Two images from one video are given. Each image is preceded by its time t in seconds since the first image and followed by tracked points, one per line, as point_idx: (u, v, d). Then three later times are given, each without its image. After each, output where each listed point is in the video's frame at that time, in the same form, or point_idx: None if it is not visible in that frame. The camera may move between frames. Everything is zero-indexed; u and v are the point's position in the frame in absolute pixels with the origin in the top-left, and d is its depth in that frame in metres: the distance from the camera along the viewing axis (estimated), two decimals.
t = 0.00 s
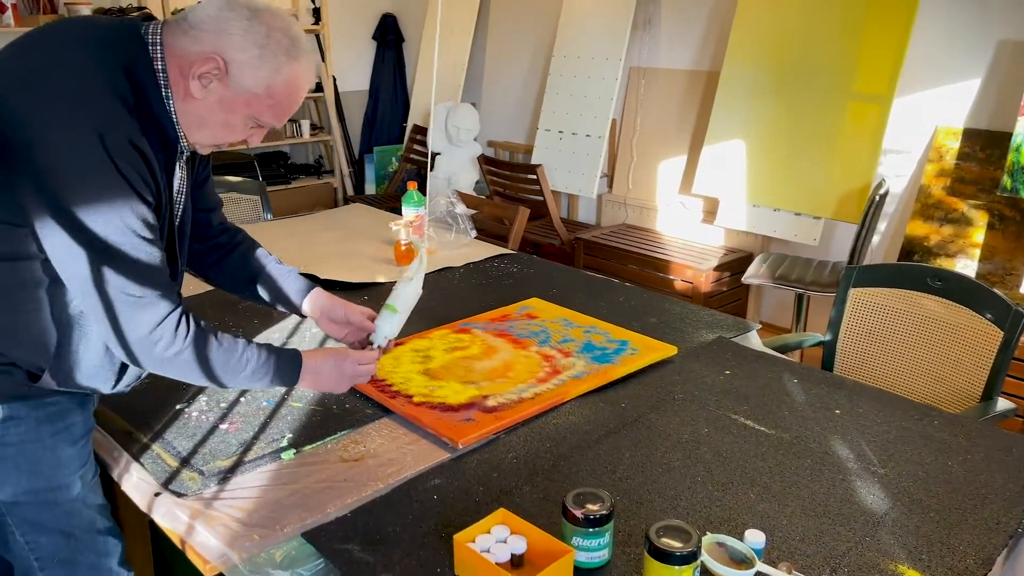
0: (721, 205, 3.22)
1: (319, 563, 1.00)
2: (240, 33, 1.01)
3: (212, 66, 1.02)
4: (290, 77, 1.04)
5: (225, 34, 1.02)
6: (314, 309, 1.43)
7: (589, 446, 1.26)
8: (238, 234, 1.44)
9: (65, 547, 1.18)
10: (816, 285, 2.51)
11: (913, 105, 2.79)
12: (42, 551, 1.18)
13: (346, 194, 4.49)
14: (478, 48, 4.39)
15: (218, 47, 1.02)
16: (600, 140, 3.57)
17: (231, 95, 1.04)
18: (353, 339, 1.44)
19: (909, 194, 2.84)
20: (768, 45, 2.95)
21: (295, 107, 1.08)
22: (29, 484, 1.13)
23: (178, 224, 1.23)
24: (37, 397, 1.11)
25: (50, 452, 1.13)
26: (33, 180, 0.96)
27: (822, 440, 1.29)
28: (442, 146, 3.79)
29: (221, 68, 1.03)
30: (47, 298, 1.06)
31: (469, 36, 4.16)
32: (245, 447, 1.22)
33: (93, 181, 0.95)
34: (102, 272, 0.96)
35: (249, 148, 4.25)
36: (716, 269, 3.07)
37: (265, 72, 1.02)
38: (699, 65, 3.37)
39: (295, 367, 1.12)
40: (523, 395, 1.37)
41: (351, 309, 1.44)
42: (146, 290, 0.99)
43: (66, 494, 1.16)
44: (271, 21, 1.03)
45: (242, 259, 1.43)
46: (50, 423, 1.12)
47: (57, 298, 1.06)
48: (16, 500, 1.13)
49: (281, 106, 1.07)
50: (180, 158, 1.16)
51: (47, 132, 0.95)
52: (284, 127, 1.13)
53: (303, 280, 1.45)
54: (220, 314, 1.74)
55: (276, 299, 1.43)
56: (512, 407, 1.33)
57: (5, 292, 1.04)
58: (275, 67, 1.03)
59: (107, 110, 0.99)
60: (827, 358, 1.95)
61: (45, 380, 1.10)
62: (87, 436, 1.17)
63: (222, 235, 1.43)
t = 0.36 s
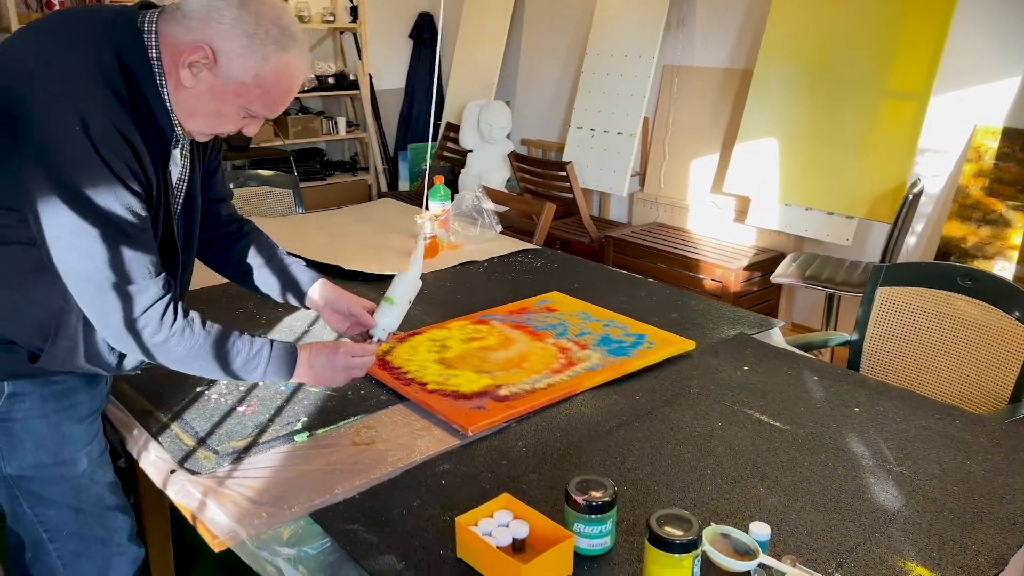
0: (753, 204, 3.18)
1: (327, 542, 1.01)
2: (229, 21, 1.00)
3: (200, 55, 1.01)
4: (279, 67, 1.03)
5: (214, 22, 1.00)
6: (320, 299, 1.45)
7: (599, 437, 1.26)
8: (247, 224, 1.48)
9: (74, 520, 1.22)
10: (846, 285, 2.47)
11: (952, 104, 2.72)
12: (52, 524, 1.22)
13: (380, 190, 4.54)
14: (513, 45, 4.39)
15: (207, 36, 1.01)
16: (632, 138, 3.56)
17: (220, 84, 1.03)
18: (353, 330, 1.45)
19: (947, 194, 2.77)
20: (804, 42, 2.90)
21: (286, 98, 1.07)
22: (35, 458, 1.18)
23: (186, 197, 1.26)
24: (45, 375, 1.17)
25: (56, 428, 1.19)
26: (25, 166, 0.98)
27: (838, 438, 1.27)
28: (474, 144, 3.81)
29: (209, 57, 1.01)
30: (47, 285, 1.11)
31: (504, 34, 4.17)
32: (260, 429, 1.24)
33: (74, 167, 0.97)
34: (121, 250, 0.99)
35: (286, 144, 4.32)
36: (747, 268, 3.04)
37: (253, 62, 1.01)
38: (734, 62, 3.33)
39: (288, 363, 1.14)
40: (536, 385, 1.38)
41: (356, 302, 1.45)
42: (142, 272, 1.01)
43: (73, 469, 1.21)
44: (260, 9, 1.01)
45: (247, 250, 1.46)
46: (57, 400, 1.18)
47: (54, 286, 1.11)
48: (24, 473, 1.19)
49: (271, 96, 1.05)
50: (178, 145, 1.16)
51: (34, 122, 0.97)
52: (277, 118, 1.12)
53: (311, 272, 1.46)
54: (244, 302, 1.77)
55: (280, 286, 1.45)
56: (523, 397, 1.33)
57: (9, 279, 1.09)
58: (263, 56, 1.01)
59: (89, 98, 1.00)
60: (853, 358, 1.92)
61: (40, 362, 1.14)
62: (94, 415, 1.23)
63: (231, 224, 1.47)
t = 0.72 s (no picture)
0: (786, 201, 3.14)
1: (329, 516, 1.04)
2: (225, 4, 1.03)
3: (198, 38, 1.04)
4: (275, 50, 1.05)
5: (212, 7, 1.03)
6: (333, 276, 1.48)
7: (605, 424, 1.26)
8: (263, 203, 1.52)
9: (87, 490, 1.28)
10: (877, 282, 2.43)
11: (991, 100, 2.65)
12: (67, 493, 1.28)
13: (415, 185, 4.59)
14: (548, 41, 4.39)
15: (204, 20, 1.03)
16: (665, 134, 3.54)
17: (218, 67, 1.06)
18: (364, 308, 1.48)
19: (986, 193, 2.70)
20: (841, 38, 2.86)
21: (284, 81, 1.09)
22: (50, 429, 1.23)
23: (196, 178, 1.30)
24: (58, 349, 1.22)
25: (69, 400, 1.24)
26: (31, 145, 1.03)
27: (851, 430, 1.26)
28: (507, 140, 3.82)
29: (206, 40, 1.04)
30: (56, 263, 1.15)
31: (538, 30, 4.17)
32: (274, 408, 1.27)
33: (70, 146, 1.01)
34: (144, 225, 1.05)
35: (323, 139, 4.39)
36: (778, 266, 3.00)
37: (249, 44, 1.03)
38: (770, 58, 3.28)
39: (293, 341, 1.17)
40: (547, 371, 1.39)
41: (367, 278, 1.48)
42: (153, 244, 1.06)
43: (86, 440, 1.26)
44: None
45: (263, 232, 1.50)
46: (70, 373, 1.24)
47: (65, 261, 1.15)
48: (39, 443, 1.24)
49: (269, 80, 1.07)
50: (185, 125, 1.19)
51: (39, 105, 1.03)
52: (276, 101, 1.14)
53: (324, 248, 1.50)
54: (269, 287, 1.81)
55: (294, 265, 1.49)
56: (532, 382, 1.34)
57: (24, 256, 1.14)
58: (259, 39, 1.04)
59: (89, 79, 1.04)
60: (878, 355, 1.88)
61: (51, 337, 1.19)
62: (107, 388, 1.28)
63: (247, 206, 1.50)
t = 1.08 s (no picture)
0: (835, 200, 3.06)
1: (350, 500, 1.05)
2: None
3: (236, 10, 1.06)
4: (311, 8, 1.07)
5: None
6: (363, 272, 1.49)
7: (631, 419, 1.24)
8: (295, 190, 1.55)
9: (120, 467, 1.32)
10: (927, 285, 2.35)
11: None
12: (101, 470, 1.32)
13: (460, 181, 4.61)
14: (597, 37, 4.37)
15: None
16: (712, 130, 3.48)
17: (260, 35, 1.08)
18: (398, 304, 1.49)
19: None
20: (896, 32, 2.77)
21: (325, 37, 1.11)
22: (84, 407, 1.27)
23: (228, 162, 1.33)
24: (94, 328, 1.26)
25: (105, 378, 1.28)
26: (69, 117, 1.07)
27: (887, 432, 1.21)
28: (551, 135, 3.81)
29: (245, 10, 1.06)
30: (93, 241, 1.19)
31: (586, 26, 4.15)
32: (302, 392, 1.29)
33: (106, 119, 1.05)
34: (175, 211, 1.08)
35: (370, 134, 4.44)
36: (825, 267, 2.92)
37: (286, 6, 1.05)
38: (822, 54, 3.20)
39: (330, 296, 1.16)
40: (574, 364, 1.38)
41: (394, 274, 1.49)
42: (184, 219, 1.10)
43: (120, 418, 1.30)
44: None
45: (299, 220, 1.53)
46: (105, 352, 1.27)
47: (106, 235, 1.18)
48: (75, 420, 1.28)
49: (311, 37, 1.09)
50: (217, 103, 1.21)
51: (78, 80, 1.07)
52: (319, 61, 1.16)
53: (354, 242, 1.50)
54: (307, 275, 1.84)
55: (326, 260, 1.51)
56: (559, 375, 1.34)
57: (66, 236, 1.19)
58: None
59: (125, 56, 1.07)
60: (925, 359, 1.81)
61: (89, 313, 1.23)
62: (141, 368, 1.31)
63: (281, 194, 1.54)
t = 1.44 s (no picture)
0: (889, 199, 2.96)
1: (370, 494, 1.04)
2: None
3: None
4: None
5: None
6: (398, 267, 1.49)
7: (661, 421, 1.20)
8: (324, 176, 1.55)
9: (157, 454, 1.31)
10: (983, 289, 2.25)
11: None
12: (139, 457, 1.31)
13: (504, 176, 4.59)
14: (645, 31, 4.30)
15: None
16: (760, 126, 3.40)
17: None
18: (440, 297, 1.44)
19: None
20: (952, 26, 2.66)
21: None
22: (125, 393, 1.27)
23: (257, 143, 1.33)
24: (134, 315, 1.25)
25: (144, 365, 1.28)
26: (120, 86, 1.08)
27: (933, 443, 1.15)
28: (595, 131, 3.77)
29: None
30: (138, 218, 1.20)
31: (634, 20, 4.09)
32: (329, 383, 1.28)
33: (160, 84, 1.05)
34: (191, 199, 1.08)
35: (415, 128, 4.45)
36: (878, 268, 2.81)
37: None
38: (877, 48, 3.09)
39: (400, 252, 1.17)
40: (605, 363, 1.34)
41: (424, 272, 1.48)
42: (233, 182, 1.08)
43: (158, 404, 1.30)
44: None
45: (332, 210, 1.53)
46: (144, 338, 1.27)
47: (144, 213, 1.20)
48: (115, 407, 1.28)
49: None
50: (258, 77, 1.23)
51: (122, 50, 1.07)
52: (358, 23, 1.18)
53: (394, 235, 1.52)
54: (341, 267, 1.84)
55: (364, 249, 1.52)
56: (589, 373, 1.30)
57: (104, 218, 1.19)
58: None
59: (175, 21, 1.07)
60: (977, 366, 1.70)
61: (136, 295, 1.24)
62: (176, 355, 1.32)
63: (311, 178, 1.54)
